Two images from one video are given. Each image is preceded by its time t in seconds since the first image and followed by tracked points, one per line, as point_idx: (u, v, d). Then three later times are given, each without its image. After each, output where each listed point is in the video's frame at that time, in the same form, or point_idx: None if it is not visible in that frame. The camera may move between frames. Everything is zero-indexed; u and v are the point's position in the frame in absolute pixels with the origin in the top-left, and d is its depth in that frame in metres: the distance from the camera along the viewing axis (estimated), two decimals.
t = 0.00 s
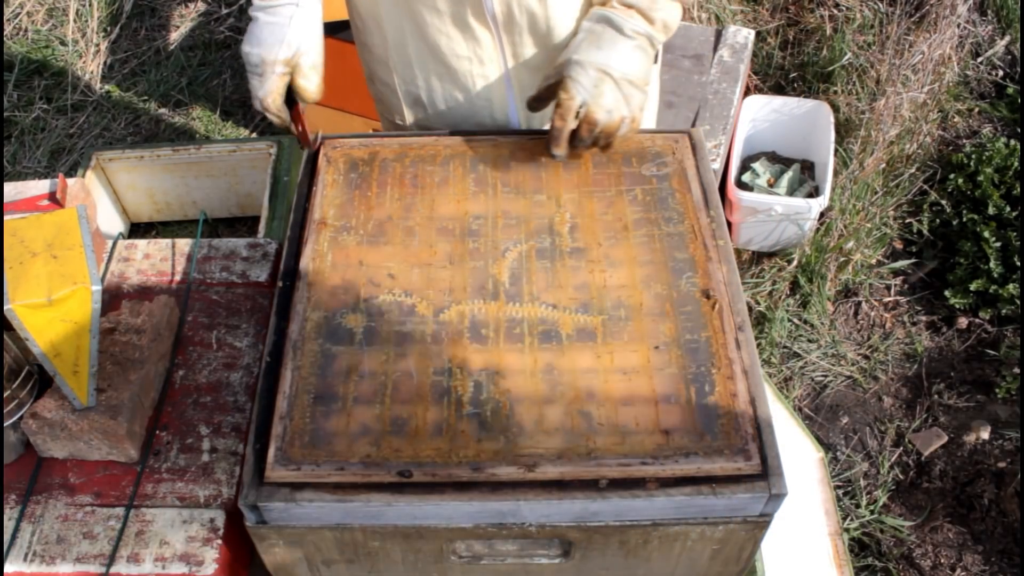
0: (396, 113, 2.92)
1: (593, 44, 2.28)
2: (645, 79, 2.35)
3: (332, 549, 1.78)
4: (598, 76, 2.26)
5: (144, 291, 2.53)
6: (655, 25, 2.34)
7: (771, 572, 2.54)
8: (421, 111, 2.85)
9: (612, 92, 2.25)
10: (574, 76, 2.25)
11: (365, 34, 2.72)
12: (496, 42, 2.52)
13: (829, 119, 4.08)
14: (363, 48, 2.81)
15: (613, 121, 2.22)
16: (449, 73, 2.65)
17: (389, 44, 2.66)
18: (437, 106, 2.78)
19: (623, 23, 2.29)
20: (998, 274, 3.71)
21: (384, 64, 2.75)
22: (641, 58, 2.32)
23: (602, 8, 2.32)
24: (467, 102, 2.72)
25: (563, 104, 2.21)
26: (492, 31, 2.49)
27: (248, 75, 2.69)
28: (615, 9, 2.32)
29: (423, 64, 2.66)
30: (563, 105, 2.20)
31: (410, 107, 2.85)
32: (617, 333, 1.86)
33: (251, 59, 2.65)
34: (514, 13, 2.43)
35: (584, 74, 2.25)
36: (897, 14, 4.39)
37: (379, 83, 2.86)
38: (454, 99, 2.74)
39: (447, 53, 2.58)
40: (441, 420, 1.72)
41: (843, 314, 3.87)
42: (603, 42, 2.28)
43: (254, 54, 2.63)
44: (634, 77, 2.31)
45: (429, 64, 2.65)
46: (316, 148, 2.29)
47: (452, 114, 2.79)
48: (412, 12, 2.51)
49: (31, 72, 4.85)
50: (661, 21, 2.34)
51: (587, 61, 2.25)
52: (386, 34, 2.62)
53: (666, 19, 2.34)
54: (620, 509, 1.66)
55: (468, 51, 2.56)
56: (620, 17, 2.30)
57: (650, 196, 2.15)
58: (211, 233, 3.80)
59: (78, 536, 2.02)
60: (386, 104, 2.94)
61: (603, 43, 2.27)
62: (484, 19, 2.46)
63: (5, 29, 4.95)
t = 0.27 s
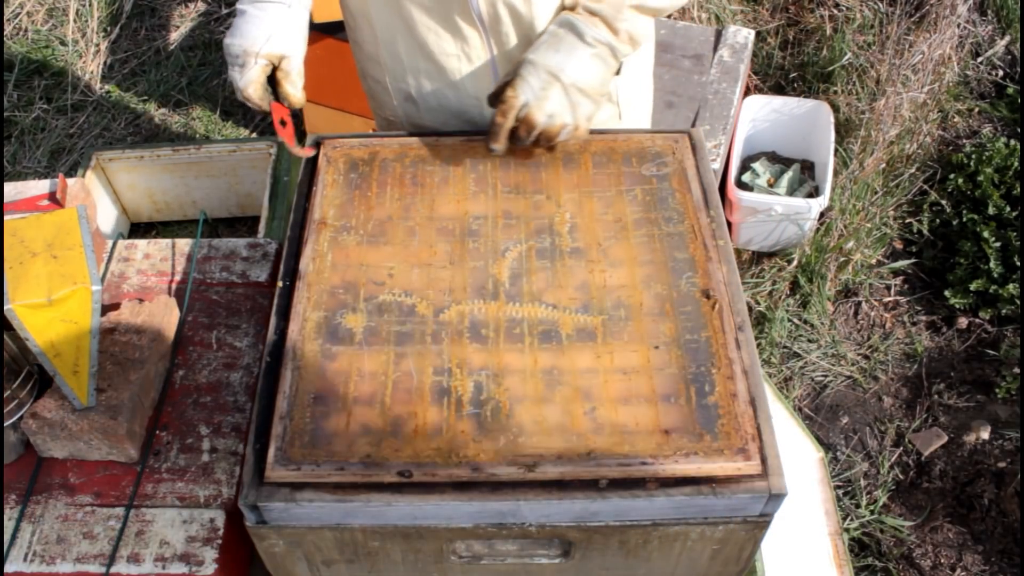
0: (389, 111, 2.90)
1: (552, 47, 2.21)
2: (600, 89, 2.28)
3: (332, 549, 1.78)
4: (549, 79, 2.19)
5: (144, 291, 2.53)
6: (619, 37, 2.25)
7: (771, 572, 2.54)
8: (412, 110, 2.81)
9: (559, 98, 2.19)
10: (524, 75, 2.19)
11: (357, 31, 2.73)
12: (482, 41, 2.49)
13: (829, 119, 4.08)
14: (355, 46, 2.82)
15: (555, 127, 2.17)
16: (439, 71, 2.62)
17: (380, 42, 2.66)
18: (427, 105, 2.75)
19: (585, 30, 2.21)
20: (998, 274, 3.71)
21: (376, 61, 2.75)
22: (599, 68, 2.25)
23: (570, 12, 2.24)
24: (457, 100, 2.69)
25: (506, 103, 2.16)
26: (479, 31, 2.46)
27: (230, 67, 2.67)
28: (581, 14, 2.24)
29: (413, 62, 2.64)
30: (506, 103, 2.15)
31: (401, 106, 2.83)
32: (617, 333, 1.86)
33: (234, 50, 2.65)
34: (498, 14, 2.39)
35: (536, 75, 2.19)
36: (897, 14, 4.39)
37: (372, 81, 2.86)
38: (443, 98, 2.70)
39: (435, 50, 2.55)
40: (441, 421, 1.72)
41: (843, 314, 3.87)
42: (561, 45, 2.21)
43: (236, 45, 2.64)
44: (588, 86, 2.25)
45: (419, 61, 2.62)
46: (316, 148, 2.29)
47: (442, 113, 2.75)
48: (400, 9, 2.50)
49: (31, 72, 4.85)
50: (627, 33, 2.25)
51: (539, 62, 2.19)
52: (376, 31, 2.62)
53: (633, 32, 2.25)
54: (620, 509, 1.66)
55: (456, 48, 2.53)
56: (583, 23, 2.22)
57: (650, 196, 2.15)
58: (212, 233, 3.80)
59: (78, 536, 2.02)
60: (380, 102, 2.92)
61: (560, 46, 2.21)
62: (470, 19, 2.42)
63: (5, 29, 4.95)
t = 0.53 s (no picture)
0: (386, 110, 2.89)
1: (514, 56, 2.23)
2: (563, 101, 2.26)
3: (332, 549, 1.78)
4: (508, 87, 2.20)
5: (144, 290, 2.53)
6: (586, 51, 2.22)
7: (771, 572, 2.55)
8: (408, 107, 2.79)
9: (514, 105, 2.19)
10: (484, 81, 2.21)
11: (355, 30, 2.74)
12: (478, 40, 2.47)
13: (830, 119, 4.08)
14: (354, 45, 2.82)
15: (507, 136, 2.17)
16: (434, 69, 2.60)
17: (376, 40, 2.65)
18: (423, 104, 2.73)
19: (549, 40, 2.21)
20: (998, 274, 3.71)
21: (373, 60, 2.74)
22: (563, 79, 2.23)
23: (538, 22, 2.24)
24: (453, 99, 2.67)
25: (462, 107, 2.19)
26: (474, 29, 2.45)
27: (235, 63, 2.67)
28: (549, 24, 2.23)
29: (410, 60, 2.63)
30: (460, 107, 2.18)
31: (398, 105, 2.82)
32: (617, 333, 1.86)
33: (238, 46, 2.65)
34: (493, 14, 2.37)
35: (495, 82, 2.21)
36: (897, 14, 4.39)
37: (370, 79, 2.85)
38: (438, 96, 2.68)
39: (430, 49, 2.54)
40: (441, 421, 1.72)
41: (843, 314, 3.87)
42: (524, 54, 2.22)
43: (240, 40, 2.63)
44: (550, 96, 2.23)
45: (415, 59, 2.61)
46: (316, 148, 2.29)
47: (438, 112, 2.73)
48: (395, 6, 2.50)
49: (31, 72, 4.85)
50: (593, 46, 2.21)
51: (499, 70, 2.21)
52: (373, 28, 2.62)
53: (599, 46, 2.21)
54: (620, 509, 1.65)
55: (452, 46, 2.51)
56: (549, 33, 2.21)
57: (650, 197, 2.15)
58: (212, 233, 3.80)
59: (78, 536, 2.02)
60: (378, 100, 2.91)
61: (523, 54, 2.22)
62: (465, 17, 2.41)
63: (5, 29, 4.95)
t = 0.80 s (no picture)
0: (383, 110, 2.89)
1: (508, 60, 2.27)
2: (557, 104, 2.29)
3: (332, 549, 1.78)
4: (501, 90, 2.24)
5: (144, 291, 2.53)
6: (580, 54, 2.26)
7: (771, 572, 2.55)
8: (404, 107, 2.79)
9: (507, 108, 2.22)
10: (478, 85, 2.26)
11: (351, 29, 2.74)
12: (473, 41, 2.48)
13: (829, 119, 4.08)
14: (351, 45, 2.82)
15: (500, 138, 2.19)
16: (430, 69, 2.60)
17: (372, 39, 2.65)
18: (419, 104, 2.73)
19: (542, 44, 2.24)
20: (998, 274, 3.71)
21: (370, 59, 2.74)
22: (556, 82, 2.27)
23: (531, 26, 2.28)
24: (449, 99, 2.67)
25: (455, 111, 2.23)
26: (469, 31, 2.45)
27: (238, 62, 2.67)
28: (542, 27, 2.26)
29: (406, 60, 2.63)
30: (453, 111, 2.21)
31: (394, 104, 2.81)
32: (617, 333, 1.86)
33: (240, 45, 2.65)
34: (487, 16, 2.37)
35: (489, 86, 2.25)
36: (897, 14, 4.40)
37: (367, 78, 2.85)
38: (435, 96, 2.68)
39: (425, 50, 2.54)
40: (441, 421, 1.72)
41: (843, 314, 3.87)
42: (517, 58, 2.26)
43: (243, 38, 2.64)
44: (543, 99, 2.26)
45: (411, 60, 2.61)
46: (316, 148, 2.29)
47: (434, 111, 2.73)
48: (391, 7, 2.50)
49: (31, 72, 4.85)
50: (586, 50, 2.25)
51: (492, 74, 2.25)
52: (369, 29, 2.63)
53: (592, 49, 2.24)
54: (620, 509, 1.65)
55: (447, 47, 2.52)
56: (542, 36, 2.23)
57: (650, 196, 2.15)
58: (212, 233, 3.80)
59: (78, 536, 2.02)
60: (375, 100, 2.91)
61: (516, 58, 2.26)
62: (460, 19, 2.41)
63: (5, 29, 4.95)
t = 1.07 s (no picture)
0: (383, 111, 2.89)
1: (508, 60, 2.28)
2: (556, 104, 2.29)
3: (332, 549, 1.78)
4: (500, 91, 2.25)
5: (144, 291, 2.53)
6: (579, 53, 2.26)
7: (771, 572, 2.55)
8: (404, 108, 2.79)
9: (507, 108, 2.22)
10: (478, 86, 2.27)
11: (350, 30, 2.74)
12: (473, 42, 2.48)
13: (829, 119, 4.08)
14: (349, 45, 2.82)
15: (500, 137, 2.19)
16: (429, 70, 2.60)
17: (371, 40, 2.66)
18: (418, 105, 2.73)
19: (541, 44, 2.25)
20: (998, 274, 3.71)
21: (369, 60, 2.75)
22: (556, 82, 2.27)
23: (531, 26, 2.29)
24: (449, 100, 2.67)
25: (455, 111, 2.23)
26: (468, 32, 2.45)
27: (239, 58, 2.68)
28: (541, 27, 2.27)
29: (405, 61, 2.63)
30: (453, 111, 2.21)
31: (393, 105, 2.82)
32: (617, 333, 1.86)
33: (241, 41, 2.66)
34: (487, 17, 2.37)
35: (488, 86, 2.26)
36: (897, 14, 4.40)
37: (366, 79, 2.86)
38: (434, 97, 2.68)
39: (425, 51, 2.54)
40: (441, 421, 1.72)
41: (843, 314, 3.87)
42: (517, 58, 2.27)
43: (244, 35, 2.64)
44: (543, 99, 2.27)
45: (410, 60, 2.61)
46: (316, 148, 2.29)
47: (432, 112, 2.73)
48: (390, 8, 2.50)
49: (31, 72, 4.85)
50: (586, 50, 2.25)
51: (492, 74, 2.26)
52: (368, 30, 2.63)
53: (592, 49, 2.25)
54: (620, 509, 1.65)
55: (446, 47, 2.52)
56: (541, 36, 2.25)
57: (650, 197, 2.15)
58: (212, 233, 3.80)
59: (78, 536, 2.02)
60: (374, 101, 2.91)
61: (516, 59, 2.27)
62: (459, 20, 2.41)
63: (6, 29, 4.96)
